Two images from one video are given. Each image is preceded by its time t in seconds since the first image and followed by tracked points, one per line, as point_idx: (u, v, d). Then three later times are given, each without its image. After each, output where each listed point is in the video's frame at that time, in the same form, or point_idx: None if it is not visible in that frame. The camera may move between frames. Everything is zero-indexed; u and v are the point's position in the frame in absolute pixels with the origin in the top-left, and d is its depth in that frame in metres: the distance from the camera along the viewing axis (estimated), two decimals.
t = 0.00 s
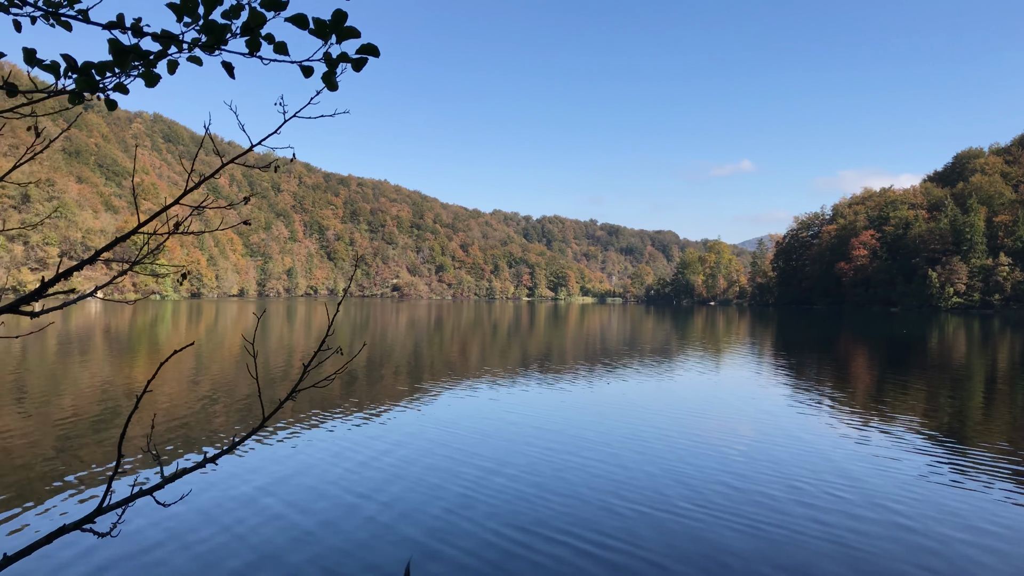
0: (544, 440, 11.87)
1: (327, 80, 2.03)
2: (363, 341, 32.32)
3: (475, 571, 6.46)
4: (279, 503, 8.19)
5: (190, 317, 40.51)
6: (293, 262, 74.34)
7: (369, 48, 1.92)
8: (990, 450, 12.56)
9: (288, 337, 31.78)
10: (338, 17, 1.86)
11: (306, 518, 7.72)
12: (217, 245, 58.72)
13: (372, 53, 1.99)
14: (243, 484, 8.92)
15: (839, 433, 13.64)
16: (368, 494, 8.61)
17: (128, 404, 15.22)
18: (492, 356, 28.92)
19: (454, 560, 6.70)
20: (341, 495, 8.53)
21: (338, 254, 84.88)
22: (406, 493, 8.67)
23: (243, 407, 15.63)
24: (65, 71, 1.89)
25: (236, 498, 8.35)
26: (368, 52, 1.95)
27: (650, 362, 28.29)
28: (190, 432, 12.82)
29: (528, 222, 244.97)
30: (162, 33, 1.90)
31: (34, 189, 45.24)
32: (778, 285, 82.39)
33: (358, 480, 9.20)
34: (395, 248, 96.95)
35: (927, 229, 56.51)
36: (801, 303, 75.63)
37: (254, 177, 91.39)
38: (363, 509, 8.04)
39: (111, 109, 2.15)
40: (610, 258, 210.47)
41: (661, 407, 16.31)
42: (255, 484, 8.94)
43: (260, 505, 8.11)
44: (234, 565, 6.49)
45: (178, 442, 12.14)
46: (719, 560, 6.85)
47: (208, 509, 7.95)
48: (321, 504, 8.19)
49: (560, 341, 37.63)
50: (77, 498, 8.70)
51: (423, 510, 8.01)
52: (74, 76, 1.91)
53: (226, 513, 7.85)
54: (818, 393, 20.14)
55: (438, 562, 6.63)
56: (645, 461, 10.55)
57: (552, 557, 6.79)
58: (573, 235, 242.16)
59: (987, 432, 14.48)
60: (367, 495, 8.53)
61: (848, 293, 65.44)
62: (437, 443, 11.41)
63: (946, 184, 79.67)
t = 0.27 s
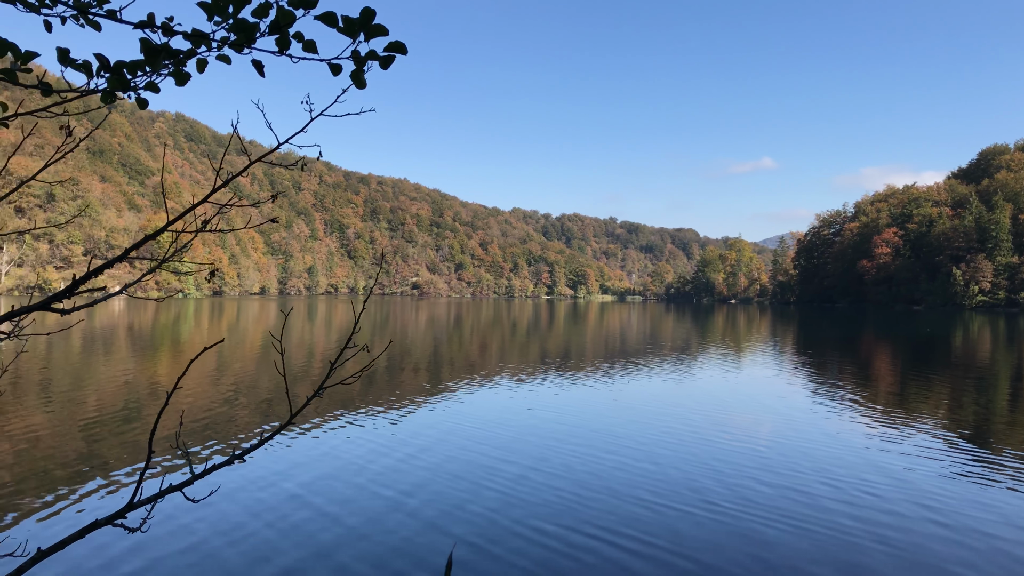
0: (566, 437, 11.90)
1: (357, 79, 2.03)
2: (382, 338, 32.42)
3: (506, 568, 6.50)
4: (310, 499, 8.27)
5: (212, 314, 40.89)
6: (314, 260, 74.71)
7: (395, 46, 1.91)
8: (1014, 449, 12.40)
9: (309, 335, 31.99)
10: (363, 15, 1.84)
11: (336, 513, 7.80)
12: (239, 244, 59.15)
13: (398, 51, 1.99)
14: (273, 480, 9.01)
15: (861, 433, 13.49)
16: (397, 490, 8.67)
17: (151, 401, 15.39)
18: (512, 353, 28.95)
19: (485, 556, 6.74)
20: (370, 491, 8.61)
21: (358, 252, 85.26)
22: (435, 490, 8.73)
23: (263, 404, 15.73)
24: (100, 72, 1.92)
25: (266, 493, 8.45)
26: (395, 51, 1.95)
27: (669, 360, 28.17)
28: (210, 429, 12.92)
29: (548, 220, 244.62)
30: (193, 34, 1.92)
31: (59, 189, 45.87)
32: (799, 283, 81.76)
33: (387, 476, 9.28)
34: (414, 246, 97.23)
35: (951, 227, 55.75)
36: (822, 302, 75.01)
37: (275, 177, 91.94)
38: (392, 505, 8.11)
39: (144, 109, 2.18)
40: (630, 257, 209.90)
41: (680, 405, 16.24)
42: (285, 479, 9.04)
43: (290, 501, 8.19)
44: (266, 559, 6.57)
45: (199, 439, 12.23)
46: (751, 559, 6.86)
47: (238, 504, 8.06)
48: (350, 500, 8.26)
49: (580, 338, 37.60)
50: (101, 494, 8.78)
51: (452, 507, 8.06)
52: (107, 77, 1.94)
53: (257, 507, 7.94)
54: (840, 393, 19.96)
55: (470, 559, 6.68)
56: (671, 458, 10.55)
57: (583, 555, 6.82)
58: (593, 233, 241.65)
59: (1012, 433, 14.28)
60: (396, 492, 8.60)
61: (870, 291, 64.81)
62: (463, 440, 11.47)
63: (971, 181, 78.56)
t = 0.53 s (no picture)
0: (589, 437, 11.93)
1: (385, 80, 1.99)
2: (404, 339, 32.56)
3: (541, 567, 6.51)
4: (340, 498, 8.33)
5: (236, 315, 41.28)
6: (336, 261, 75.11)
7: (426, 45, 1.86)
8: None
9: (331, 335, 32.21)
10: (393, 17, 1.79)
11: (368, 512, 7.86)
12: (261, 246, 59.63)
13: (426, 52, 1.96)
14: (303, 479, 9.08)
15: (886, 433, 13.39)
16: (424, 489, 8.74)
17: (175, 401, 15.56)
18: (534, 354, 28.98)
19: (519, 556, 6.77)
20: (399, 490, 8.68)
21: (379, 252, 85.79)
22: (464, 489, 8.76)
23: (286, 404, 15.86)
24: (131, 76, 1.91)
25: (298, 493, 8.52)
26: (424, 51, 1.90)
27: (691, 360, 28.07)
28: (232, 429, 13.04)
29: (568, 220, 244.29)
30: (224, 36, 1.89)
31: (86, 192, 46.57)
32: (822, 283, 81.10)
33: (416, 476, 9.33)
34: (434, 246, 97.46)
35: (977, 225, 54.96)
36: (845, 301, 74.36)
37: (298, 179, 92.54)
38: (420, 504, 8.17)
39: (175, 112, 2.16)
40: (651, 257, 209.01)
41: (701, 405, 16.18)
42: (315, 478, 9.10)
43: (321, 500, 8.25)
44: (301, 558, 6.63)
45: (222, 438, 12.30)
46: (780, 558, 6.86)
47: (271, 503, 8.13)
48: (381, 500, 8.31)
49: (600, 339, 37.56)
50: (126, 493, 8.86)
51: (483, 506, 8.09)
52: (140, 81, 1.94)
53: (289, 506, 8.01)
54: (863, 393, 19.80)
55: (505, 559, 6.71)
56: (698, 458, 10.52)
57: (617, 554, 6.83)
58: (614, 233, 240.92)
59: None
60: (426, 491, 8.65)
61: (895, 291, 64.12)
62: (489, 440, 11.50)
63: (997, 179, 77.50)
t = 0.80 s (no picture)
0: (616, 437, 11.78)
1: (421, 83, 1.67)
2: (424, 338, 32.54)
3: (573, 568, 6.43)
4: (371, 497, 8.29)
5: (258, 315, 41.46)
6: (356, 262, 75.34)
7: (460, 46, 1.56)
8: None
9: (352, 334, 32.26)
10: (426, 13, 1.51)
11: (398, 511, 7.82)
12: (283, 246, 59.92)
13: (461, 50, 1.63)
14: (331, 478, 9.05)
15: (917, 434, 13.12)
16: (455, 489, 8.67)
17: (197, 400, 15.57)
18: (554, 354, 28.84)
19: (552, 558, 6.68)
20: (430, 490, 8.62)
21: (400, 252, 86.12)
22: (493, 488, 8.69)
23: (307, 403, 15.82)
24: (162, 75, 1.69)
25: (328, 492, 8.48)
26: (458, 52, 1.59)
27: (713, 360, 27.80)
28: (253, 428, 12.99)
29: (588, 220, 243.71)
30: (253, 36, 1.64)
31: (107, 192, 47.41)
32: (845, 282, 80.30)
33: (443, 475, 9.27)
34: (454, 246, 97.54)
35: (1003, 223, 53.81)
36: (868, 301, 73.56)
37: (319, 179, 92.97)
38: (452, 504, 8.10)
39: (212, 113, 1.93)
40: (672, 256, 208.11)
41: (726, 406, 15.98)
42: (343, 477, 9.07)
43: (352, 499, 8.21)
44: (335, 558, 6.58)
45: (245, 437, 12.25)
46: (822, 563, 6.70)
47: (300, 502, 8.10)
48: (410, 499, 8.26)
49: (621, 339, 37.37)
50: (148, 493, 8.79)
51: (513, 507, 8.02)
52: (168, 81, 1.71)
53: (318, 506, 7.98)
54: (890, 393, 19.50)
55: (535, 559, 6.63)
56: (726, 460, 10.36)
57: (649, 557, 6.73)
58: (634, 232, 240.12)
59: None
60: (455, 491, 8.59)
61: (919, 290, 63.22)
62: (515, 439, 11.43)
63: None
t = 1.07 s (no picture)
0: (639, 435, 11.82)
1: (442, 80, 1.70)
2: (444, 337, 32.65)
3: (605, 566, 6.48)
4: (399, 493, 8.42)
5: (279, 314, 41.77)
6: (376, 261, 75.64)
7: (486, 46, 1.57)
8: None
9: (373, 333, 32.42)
10: (453, 11, 1.53)
11: (428, 508, 7.90)
12: (303, 245, 60.27)
13: (482, 47, 1.61)
14: (360, 475, 9.15)
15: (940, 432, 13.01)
16: (482, 486, 8.76)
17: (219, 398, 15.76)
18: (573, 352, 28.84)
19: (580, 554, 6.76)
20: (457, 486, 8.72)
21: (419, 251, 86.32)
22: (521, 486, 8.76)
23: (328, 401, 15.95)
24: (191, 76, 1.73)
25: (357, 488, 8.58)
26: (480, 50, 1.59)
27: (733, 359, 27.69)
28: (275, 425, 13.13)
29: (607, 218, 243.01)
30: (280, 35, 1.67)
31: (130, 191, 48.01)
32: (866, 280, 79.50)
33: (471, 472, 9.35)
34: (473, 244, 97.59)
35: None
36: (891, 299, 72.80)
37: (339, 179, 93.41)
38: (478, 501, 8.20)
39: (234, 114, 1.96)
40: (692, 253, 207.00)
41: (746, 403, 15.93)
42: (372, 474, 9.17)
43: (381, 495, 8.34)
44: (368, 554, 6.67)
45: (268, 435, 12.39)
46: (848, 560, 6.73)
47: (331, 497, 8.23)
48: (438, 495, 8.37)
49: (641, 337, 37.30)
50: (170, 490, 8.90)
51: (541, 504, 8.08)
52: (199, 81, 1.75)
53: (349, 501, 8.10)
54: (912, 392, 19.33)
55: (566, 556, 6.68)
56: (751, 458, 10.36)
57: (680, 554, 6.76)
58: (654, 230, 239.10)
59: None
60: (482, 488, 8.68)
61: (943, 288, 62.37)
62: (538, 437, 11.52)
63: None
